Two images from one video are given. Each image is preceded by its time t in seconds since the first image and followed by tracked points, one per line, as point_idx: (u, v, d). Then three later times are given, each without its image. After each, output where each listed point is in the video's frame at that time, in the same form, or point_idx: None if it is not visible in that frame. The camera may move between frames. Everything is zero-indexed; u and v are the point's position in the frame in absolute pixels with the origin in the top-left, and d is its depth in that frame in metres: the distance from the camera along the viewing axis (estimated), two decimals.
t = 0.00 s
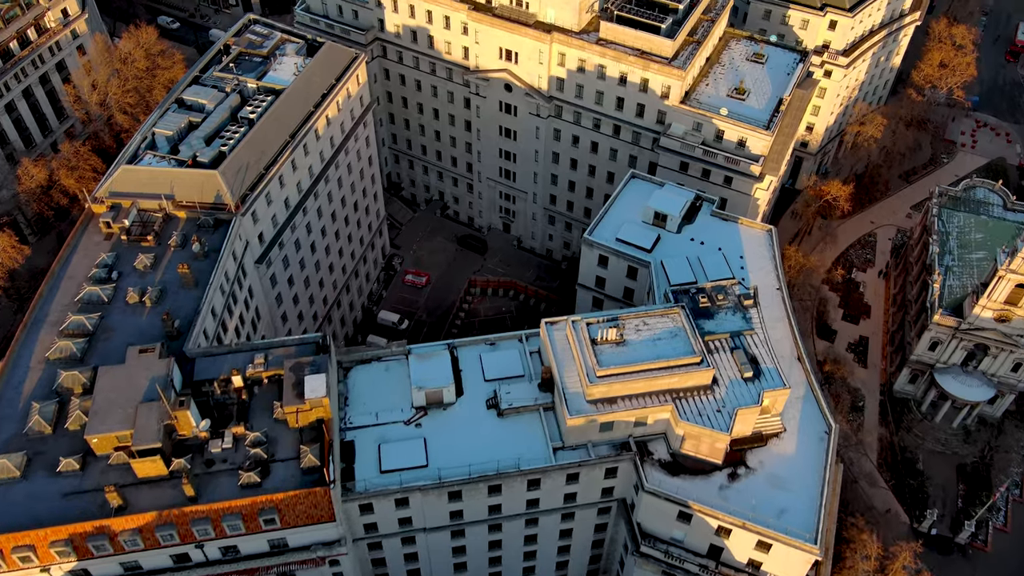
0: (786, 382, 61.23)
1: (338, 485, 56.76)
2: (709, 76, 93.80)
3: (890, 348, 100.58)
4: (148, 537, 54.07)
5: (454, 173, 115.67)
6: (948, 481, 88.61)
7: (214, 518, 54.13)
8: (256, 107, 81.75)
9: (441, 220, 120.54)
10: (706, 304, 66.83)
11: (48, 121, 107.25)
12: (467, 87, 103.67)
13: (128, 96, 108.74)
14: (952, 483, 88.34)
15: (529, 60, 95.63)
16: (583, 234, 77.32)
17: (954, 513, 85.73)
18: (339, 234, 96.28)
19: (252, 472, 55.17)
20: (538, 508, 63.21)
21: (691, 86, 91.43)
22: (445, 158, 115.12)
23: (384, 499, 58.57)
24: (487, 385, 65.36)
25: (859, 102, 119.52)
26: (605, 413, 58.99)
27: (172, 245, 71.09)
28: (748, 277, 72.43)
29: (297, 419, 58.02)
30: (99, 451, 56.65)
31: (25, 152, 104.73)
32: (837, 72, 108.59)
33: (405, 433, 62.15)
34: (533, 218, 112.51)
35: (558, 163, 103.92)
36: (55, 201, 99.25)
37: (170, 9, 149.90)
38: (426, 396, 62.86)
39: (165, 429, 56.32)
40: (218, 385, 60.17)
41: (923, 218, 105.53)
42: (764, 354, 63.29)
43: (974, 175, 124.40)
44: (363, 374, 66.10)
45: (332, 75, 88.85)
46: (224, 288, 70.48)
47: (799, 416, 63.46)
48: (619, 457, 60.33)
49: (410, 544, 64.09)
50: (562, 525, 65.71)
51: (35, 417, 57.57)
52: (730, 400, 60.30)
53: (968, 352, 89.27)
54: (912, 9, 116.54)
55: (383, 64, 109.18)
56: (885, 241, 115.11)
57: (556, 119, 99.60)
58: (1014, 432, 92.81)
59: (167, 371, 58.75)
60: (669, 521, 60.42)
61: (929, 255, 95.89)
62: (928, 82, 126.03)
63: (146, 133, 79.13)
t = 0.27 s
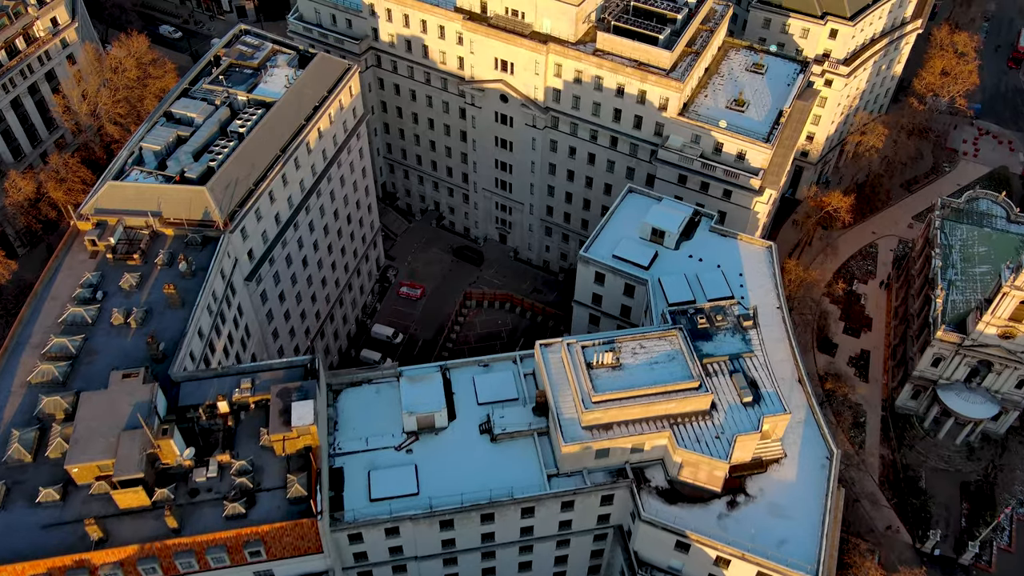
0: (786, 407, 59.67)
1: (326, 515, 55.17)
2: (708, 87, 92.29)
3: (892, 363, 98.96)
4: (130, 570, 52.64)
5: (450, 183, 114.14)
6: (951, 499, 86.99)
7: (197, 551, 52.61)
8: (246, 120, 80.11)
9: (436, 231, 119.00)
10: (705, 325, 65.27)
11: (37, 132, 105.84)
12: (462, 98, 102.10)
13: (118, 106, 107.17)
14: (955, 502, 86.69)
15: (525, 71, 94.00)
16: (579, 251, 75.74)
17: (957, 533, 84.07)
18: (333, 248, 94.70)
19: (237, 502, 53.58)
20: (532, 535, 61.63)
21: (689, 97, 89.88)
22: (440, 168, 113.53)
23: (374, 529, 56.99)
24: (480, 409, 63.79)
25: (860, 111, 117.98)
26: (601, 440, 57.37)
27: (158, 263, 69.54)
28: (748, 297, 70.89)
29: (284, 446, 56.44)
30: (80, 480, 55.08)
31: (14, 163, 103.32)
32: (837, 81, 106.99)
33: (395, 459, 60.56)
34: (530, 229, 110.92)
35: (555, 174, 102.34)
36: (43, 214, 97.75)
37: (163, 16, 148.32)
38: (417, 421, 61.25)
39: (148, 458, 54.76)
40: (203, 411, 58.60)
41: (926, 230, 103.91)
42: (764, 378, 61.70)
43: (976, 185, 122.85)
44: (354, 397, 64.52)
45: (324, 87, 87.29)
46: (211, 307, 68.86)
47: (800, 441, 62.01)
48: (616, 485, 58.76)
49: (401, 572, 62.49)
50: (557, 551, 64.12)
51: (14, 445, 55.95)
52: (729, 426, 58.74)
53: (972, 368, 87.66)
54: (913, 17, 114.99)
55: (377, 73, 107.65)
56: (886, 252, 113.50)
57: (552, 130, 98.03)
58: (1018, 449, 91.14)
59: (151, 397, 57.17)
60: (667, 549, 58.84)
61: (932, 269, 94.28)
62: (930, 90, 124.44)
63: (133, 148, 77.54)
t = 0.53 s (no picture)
0: (787, 434, 58.13)
1: (313, 547, 53.61)
2: (707, 98, 90.79)
3: (894, 378, 97.40)
4: None
5: (445, 194, 112.60)
6: (954, 518, 85.44)
7: None
8: (235, 134, 78.47)
9: (432, 242, 117.48)
10: (704, 348, 63.72)
11: (26, 143, 104.43)
12: (458, 108, 100.54)
13: (109, 117, 106.02)
14: (959, 522, 85.12)
15: (521, 82, 92.49)
16: (576, 268, 74.22)
17: (961, 554, 82.48)
18: (325, 262, 93.14)
19: (221, 535, 52.02)
20: (527, 564, 60.10)
21: (688, 109, 88.36)
22: (435, 179, 111.96)
23: (364, 560, 55.46)
24: (473, 433, 62.25)
25: (860, 121, 116.53)
26: (597, 469, 55.82)
27: (144, 283, 67.97)
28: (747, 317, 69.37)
29: (271, 475, 54.89)
30: (60, 512, 53.47)
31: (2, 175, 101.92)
32: (838, 91, 105.38)
33: (386, 486, 59.00)
34: (526, 241, 109.36)
35: (552, 186, 100.79)
36: (31, 227, 96.27)
37: (157, 22, 146.60)
38: (408, 447, 59.67)
39: (130, 489, 53.16)
40: (188, 438, 57.01)
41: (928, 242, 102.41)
42: (764, 403, 60.12)
43: (978, 194, 121.32)
44: (343, 422, 62.96)
45: (316, 99, 85.72)
46: (199, 327, 67.28)
47: (801, 468, 60.50)
48: (612, 514, 57.22)
49: None
50: None
51: None
52: (728, 453, 57.20)
53: (975, 385, 86.08)
54: (915, 26, 113.50)
55: (372, 83, 106.12)
56: (888, 263, 111.94)
57: (549, 142, 96.48)
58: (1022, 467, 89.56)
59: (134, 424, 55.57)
60: None
61: (935, 283, 92.72)
62: (931, 99, 122.95)
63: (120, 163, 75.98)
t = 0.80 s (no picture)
0: (788, 462, 56.55)
1: None
2: (706, 110, 89.24)
3: (896, 394, 95.82)
4: None
5: (441, 205, 111.04)
6: (958, 539, 83.90)
7: None
8: (225, 148, 76.87)
9: (427, 253, 115.97)
10: (702, 371, 62.23)
11: (15, 154, 103.11)
12: (453, 119, 98.98)
13: (100, 128, 104.21)
14: (963, 542, 83.53)
15: (516, 93, 90.83)
16: (572, 286, 72.67)
17: None
18: (318, 276, 91.58)
19: (205, 569, 50.46)
20: None
21: (686, 122, 86.82)
22: (431, 190, 110.41)
23: None
24: (466, 459, 60.70)
25: (862, 131, 115.15)
26: (592, 499, 54.28)
27: (130, 303, 66.42)
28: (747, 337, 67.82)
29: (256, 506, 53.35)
30: (38, 544, 51.90)
31: None
32: (840, 100, 103.93)
33: (376, 515, 57.46)
34: (523, 253, 107.81)
35: (549, 198, 99.22)
36: (19, 240, 94.82)
37: (151, 28, 145.07)
38: (399, 474, 58.09)
39: (111, 521, 51.59)
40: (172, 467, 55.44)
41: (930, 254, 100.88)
42: (764, 429, 58.53)
43: (981, 204, 119.74)
44: (333, 447, 61.42)
45: (308, 112, 84.17)
46: (185, 349, 65.70)
47: (802, 496, 58.95)
48: (608, 544, 55.70)
49: None
50: None
51: None
52: (728, 482, 55.62)
53: (979, 403, 84.48)
54: (917, 34, 111.88)
55: (366, 93, 104.59)
56: (890, 275, 110.34)
57: (545, 153, 94.93)
58: None
59: (116, 453, 53.98)
60: None
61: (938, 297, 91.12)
62: (934, 108, 121.42)
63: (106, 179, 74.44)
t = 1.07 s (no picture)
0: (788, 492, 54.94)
1: None
2: (705, 122, 87.68)
3: (899, 409, 94.25)
4: None
5: (437, 216, 109.47)
6: (962, 560, 82.36)
7: None
8: (214, 163, 75.29)
9: (423, 264, 114.42)
10: (701, 396, 60.70)
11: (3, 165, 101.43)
12: (448, 130, 97.41)
13: (89, 138, 102.58)
14: (966, 563, 81.98)
15: (512, 105, 89.24)
16: (568, 304, 71.06)
17: None
18: (311, 291, 90.01)
19: None
20: None
21: (685, 135, 85.24)
22: (427, 201, 108.84)
23: None
24: (458, 487, 59.16)
25: (863, 141, 113.68)
26: (587, 530, 52.73)
27: (115, 324, 64.87)
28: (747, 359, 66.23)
29: (242, 539, 51.82)
30: None
31: None
32: (841, 110, 102.62)
33: (365, 546, 55.90)
34: (520, 264, 106.23)
35: (545, 210, 97.65)
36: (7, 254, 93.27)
37: (144, 35, 143.67)
38: (389, 503, 56.52)
39: (91, 555, 50.05)
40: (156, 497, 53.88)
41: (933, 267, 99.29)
42: (765, 457, 56.92)
43: (984, 215, 118.18)
44: (322, 474, 59.87)
45: (299, 125, 82.60)
46: (172, 371, 64.11)
47: (803, 525, 57.35)
48: None
49: None
50: None
51: None
52: (727, 513, 54.01)
53: (984, 421, 82.83)
54: (920, 43, 110.28)
55: (360, 103, 103.03)
56: (892, 286, 108.78)
57: (542, 165, 93.35)
58: None
59: (97, 483, 52.40)
60: None
61: (942, 312, 89.50)
62: (936, 116, 119.88)
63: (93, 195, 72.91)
